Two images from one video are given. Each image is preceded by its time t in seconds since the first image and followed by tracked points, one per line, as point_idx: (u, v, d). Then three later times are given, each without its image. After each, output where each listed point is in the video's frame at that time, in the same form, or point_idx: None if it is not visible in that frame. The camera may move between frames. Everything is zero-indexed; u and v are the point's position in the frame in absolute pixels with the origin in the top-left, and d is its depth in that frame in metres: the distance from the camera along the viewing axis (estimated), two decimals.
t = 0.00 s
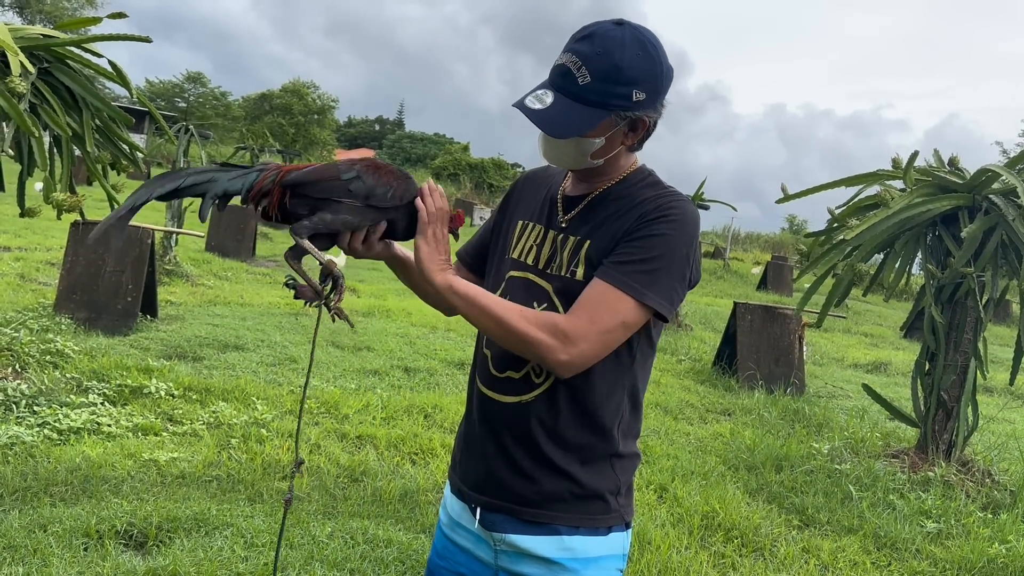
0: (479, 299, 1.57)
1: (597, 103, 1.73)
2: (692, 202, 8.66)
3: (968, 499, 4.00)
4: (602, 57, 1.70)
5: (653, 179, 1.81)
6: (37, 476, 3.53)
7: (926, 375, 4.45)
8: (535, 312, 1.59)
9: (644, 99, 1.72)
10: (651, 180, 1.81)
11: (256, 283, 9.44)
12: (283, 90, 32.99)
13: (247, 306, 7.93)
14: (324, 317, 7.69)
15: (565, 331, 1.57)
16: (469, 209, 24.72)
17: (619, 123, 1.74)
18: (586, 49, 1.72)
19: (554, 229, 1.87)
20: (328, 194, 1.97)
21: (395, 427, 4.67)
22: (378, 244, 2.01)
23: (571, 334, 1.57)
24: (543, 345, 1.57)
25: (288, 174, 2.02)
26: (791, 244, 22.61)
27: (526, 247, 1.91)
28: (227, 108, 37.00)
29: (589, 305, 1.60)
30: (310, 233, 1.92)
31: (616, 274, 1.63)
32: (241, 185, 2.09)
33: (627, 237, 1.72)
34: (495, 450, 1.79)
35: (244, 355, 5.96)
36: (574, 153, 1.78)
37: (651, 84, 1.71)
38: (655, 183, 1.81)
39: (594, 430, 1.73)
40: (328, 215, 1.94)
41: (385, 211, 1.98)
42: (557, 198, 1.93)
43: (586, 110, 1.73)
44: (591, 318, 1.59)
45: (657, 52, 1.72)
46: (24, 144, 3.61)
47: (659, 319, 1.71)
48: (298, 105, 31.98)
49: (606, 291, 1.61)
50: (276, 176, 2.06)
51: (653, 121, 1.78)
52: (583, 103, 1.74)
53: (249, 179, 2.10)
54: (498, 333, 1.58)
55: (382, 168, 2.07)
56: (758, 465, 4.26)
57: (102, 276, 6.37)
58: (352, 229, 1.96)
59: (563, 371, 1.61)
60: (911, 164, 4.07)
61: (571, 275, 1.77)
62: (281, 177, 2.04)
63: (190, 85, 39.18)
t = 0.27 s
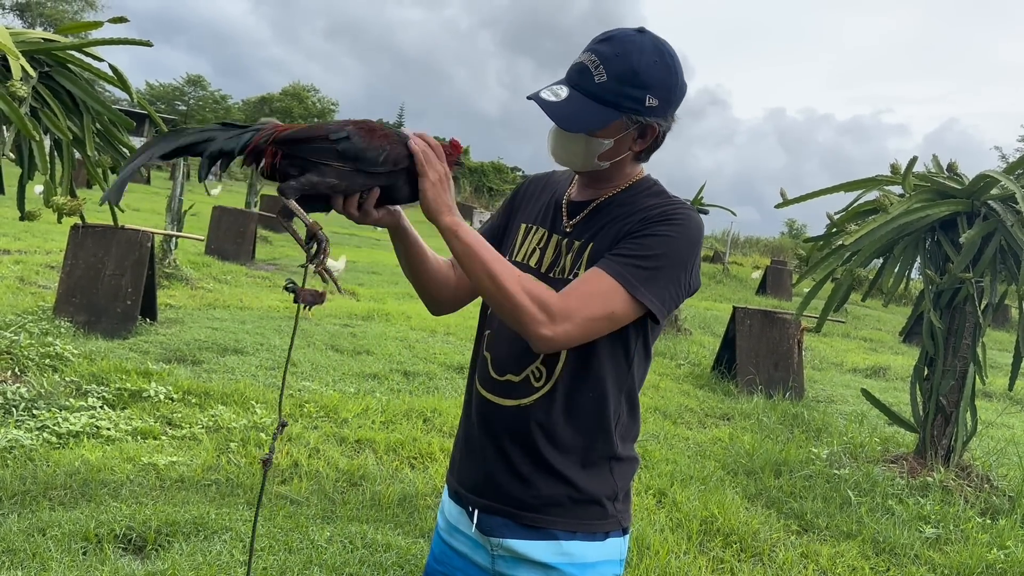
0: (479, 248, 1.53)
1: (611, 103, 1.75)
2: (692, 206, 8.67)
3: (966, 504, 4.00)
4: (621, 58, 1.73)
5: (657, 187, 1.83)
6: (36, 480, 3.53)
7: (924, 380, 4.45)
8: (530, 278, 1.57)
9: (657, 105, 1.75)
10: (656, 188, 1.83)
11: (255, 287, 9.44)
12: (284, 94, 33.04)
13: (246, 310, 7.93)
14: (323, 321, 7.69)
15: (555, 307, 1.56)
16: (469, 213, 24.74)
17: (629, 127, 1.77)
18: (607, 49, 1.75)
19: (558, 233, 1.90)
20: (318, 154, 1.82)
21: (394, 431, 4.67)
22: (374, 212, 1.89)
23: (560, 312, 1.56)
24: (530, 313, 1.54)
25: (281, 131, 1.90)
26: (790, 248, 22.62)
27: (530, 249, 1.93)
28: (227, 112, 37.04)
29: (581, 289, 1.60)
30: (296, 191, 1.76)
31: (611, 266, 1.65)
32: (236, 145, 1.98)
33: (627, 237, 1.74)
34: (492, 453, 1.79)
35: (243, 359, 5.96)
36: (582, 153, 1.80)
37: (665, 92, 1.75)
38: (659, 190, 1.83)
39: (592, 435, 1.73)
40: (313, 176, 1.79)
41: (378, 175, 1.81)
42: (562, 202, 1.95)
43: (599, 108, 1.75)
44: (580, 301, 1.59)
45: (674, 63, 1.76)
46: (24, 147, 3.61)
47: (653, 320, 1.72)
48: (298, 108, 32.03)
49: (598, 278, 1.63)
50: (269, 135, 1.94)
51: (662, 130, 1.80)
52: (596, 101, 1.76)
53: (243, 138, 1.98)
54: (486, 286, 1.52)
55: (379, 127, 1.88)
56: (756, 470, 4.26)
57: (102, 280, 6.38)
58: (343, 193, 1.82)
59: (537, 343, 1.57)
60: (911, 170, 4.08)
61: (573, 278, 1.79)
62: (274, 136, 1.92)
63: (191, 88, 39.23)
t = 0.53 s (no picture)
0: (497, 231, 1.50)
1: (624, 101, 1.76)
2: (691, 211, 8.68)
3: (965, 510, 4.00)
4: (637, 60, 1.76)
5: (658, 196, 1.85)
6: (34, 486, 3.52)
7: (922, 386, 4.45)
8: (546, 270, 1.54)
9: (667, 110, 1.78)
10: (657, 197, 1.85)
11: (254, 291, 9.44)
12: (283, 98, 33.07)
13: (245, 314, 7.93)
14: (322, 326, 7.69)
15: (569, 303, 1.53)
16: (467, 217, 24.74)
17: (640, 128, 1.79)
18: (623, 50, 1.78)
19: (559, 240, 1.93)
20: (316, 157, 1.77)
21: (392, 436, 4.67)
22: (383, 211, 1.77)
23: (572, 308, 1.54)
24: (543, 304, 1.50)
25: (286, 130, 1.90)
26: (788, 253, 22.65)
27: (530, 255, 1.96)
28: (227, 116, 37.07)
29: (592, 290, 1.59)
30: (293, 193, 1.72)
31: (625, 269, 1.65)
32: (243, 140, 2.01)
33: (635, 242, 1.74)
34: (493, 461, 1.79)
35: (242, 363, 5.96)
36: (592, 150, 1.81)
37: (675, 99, 1.79)
38: (660, 200, 1.86)
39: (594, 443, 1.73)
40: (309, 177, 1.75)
41: (370, 174, 1.70)
42: (563, 210, 1.98)
43: (612, 104, 1.76)
44: (590, 300, 1.57)
45: (684, 73, 1.81)
46: (23, 152, 3.62)
47: (655, 326, 1.73)
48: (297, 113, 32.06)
49: (611, 281, 1.62)
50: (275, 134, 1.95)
51: (669, 136, 1.83)
52: (609, 97, 1.77)
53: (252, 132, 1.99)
54: (499, 271, 1.49)
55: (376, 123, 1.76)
56: (754, 476, 4.26)
57: (101, 284, 6.37)
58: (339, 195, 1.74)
59: (544, 336, 1.53)
60: (909, 176, 4.08)
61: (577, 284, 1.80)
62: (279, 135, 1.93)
63: (190, 92, 39.25)
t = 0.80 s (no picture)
0: (523, 238, 1.46)
1: (617, 96, 1.80)
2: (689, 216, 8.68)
3: (963, 517, 4.00)
4: (627, 58, 1.81)
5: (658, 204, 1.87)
6: (29, 493, 3.50)
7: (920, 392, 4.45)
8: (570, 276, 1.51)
9: (660, 106, 1.83)
10: (658, 205, 1.87)
11: (251, 296, 9.42)
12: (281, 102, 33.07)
13: (242, 319, 7.91)
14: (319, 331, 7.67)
15: (593, 311, 1.52)
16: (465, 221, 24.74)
17: (635, 124, 1.82)
18: (613, 50, 1.83)
19: (562, 248, 1.95)
20: (333, 182, 1.84)
21: (390, 443, 4.65)
22: (405, 227, 1.73)
23: (596, 316, 1.53)
24: (569, 312, 1.48)
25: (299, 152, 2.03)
26: (785, 257, 22.69)
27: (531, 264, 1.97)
28: (224, 120, 37.06)
29: (611, 297, 1.58)
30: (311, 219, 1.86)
31: (643, 274, 1.66)
32: (261, 162, 2.12)
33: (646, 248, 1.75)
34: (497, 472, 1.78)
35: (239, 369, 5.94)
36: (589, 148, 1.83)
37: (666, 96, 1.83)
38: (660, 207, 1.88)
39: (599, 454, 1.73)
40: (326, 203, 1.84)
41: (382, 196, 1.72)
42: (564, 220, 2.00)
43: (606, 99, 1.79)
44: (611, 308, 1.56)
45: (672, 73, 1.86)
46: (20, 157, 3.61)
47: (662, 333, 1.74)
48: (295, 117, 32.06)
49: (628, 287, 1.62)
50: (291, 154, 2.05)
51: (663, 133, 1.86)
52: (603, 93, 1.80)
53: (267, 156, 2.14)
54: (526, 278, 1.45)
55: (386, 142, 1.77)
56: (753, 482, 4.25)
57: (97, 289, 6.36)
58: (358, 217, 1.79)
59: (568, 343, 1.51)
60: (907, 182, 4.08)
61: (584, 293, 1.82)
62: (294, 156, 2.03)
63: (188, 96, 39.24)
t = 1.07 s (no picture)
0: (544, 275, 1.46)
1: (599, 91, 1.84)
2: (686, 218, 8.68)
3: (961, 520, 4.00)
4: (601, 55, 1.87)
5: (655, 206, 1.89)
6: (25, 497, 3.49)
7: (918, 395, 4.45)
8: (589, 302, 1.52)
9: (640, 96, 1.87)
10: (654, 207, 1.89)
11: (248, 298, 9.40)
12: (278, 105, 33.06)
13: (239, 322, 7.89)
14: (316, 334, 7.66)
15: (616, 332, 1.53)
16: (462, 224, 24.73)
17: (620, 116, 1.86)
18: (587, 51, 1.89)
19: (563, 252, 1.94)
20: (353, 183, 1.85)
21: (387, 446, 4.64)
22: (429, 228, 1.78)
23: (619, 336, 1.54)
24: (596, 339, 1.50)
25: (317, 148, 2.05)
26: (782, 260, 22.72)
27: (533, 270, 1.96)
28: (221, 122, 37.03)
29: (631, 313, 1.60)
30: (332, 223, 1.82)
31: (653, 284, 1.67)
32: (273, 160, 2.13)
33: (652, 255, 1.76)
34: (504, 480, 1.77)
35: (235, 372, 5.92)
36: (579, 144, 1.87)
37: (645, 86, 1.88)
38: (657, 209, 1.90)
39: (609, 460, 1.73)
40: (345, 204, 1.83)
41: (405, 198, 1.75)
42: (562, 224, 1.99)
43: (589, 94, 1.84)
44: (632, 325, 1.58)
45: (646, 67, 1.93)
46: (16, 160, 3.59)
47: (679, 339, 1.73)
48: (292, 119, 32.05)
49: (642, 300, 1.64)
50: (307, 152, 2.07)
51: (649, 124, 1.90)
52: (585, 90, 1.85)
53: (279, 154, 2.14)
54: (551, 317, 1.47)
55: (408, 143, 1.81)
56: (751, 485, 4.25)
57: (94, 292, 6.34)
58: (378, 220, 1.80)
59: (597, 369, 1.54)
60: (904, 185, 4.09)
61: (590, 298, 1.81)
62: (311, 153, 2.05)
63: (185, 98, 39.20)
